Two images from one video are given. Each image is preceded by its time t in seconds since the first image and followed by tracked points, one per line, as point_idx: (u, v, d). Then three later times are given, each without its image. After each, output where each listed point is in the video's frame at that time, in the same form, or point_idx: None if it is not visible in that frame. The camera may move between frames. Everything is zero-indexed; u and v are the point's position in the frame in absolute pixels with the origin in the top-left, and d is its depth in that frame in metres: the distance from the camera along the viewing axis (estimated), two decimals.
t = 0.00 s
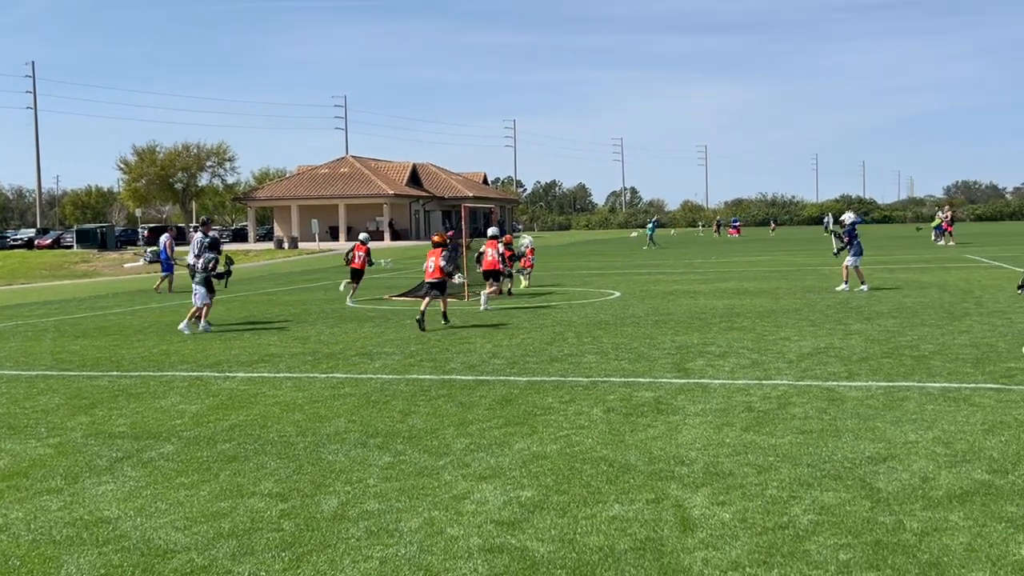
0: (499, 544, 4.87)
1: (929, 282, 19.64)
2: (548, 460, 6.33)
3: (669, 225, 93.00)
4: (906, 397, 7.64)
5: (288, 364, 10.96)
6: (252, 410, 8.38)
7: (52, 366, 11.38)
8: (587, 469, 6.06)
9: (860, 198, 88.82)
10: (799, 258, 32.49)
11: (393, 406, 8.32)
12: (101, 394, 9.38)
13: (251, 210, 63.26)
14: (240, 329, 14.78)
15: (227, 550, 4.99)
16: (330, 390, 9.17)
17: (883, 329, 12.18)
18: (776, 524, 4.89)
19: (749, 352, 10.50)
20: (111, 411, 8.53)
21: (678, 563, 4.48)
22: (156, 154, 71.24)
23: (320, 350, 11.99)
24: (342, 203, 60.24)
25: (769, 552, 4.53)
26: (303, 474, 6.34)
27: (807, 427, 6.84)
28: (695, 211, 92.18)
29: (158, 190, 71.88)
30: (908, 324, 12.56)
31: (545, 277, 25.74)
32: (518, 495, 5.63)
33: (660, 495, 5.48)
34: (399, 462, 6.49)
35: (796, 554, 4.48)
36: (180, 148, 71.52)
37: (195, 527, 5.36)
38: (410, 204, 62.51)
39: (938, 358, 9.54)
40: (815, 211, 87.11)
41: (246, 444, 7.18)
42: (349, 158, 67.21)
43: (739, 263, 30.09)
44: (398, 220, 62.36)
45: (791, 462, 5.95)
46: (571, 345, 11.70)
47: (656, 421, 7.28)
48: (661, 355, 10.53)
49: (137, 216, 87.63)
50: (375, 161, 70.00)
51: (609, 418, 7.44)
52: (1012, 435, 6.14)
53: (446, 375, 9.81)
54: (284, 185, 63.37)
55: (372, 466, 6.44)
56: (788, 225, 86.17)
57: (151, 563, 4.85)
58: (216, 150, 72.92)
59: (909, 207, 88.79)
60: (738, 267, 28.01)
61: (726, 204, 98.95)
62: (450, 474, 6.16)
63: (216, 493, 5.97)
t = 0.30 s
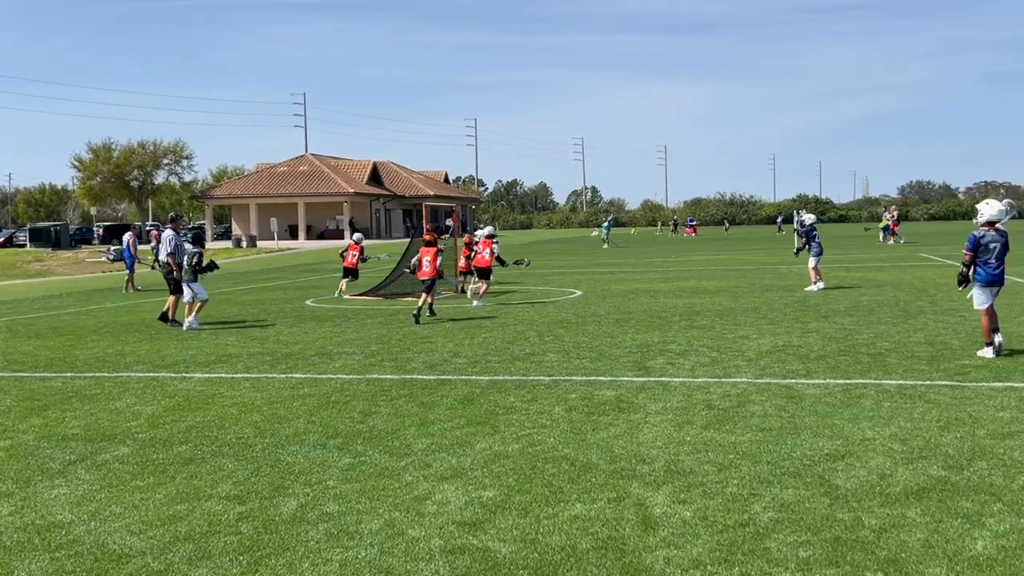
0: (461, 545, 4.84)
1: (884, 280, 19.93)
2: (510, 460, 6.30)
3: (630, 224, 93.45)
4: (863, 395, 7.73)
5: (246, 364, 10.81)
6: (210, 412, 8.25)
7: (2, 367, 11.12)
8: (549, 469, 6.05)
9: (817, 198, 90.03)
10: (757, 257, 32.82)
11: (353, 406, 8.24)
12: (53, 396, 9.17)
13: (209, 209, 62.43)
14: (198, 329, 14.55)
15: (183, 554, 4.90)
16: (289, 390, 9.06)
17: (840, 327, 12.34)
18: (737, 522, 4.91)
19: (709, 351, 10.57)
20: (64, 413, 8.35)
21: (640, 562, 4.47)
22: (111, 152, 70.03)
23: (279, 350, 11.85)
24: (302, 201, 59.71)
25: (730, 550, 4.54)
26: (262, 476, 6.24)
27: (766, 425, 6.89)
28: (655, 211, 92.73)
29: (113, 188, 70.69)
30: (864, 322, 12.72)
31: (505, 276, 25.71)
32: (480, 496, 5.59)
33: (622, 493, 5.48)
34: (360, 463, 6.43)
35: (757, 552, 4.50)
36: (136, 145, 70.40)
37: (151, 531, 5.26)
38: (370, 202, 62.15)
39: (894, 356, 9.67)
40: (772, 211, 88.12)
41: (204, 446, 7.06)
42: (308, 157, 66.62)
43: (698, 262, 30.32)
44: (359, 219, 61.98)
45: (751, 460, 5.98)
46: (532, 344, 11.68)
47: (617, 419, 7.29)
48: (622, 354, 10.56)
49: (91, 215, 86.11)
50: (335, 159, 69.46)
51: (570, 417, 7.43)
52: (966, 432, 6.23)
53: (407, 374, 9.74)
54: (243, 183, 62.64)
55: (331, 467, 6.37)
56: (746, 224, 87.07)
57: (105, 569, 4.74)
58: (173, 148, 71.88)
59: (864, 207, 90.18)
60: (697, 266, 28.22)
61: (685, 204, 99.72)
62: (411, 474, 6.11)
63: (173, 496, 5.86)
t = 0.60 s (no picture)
0: (422, 549, 4.78)
1: (840, 280, 20.19)
2: (472, 462, 6.26)
3: (590, 223, 93.73)
4: (822, 394, 7.81)
5: (203, 366, 10.63)
6: (165, 415, 8.09)
7: None
8: (511, 470, 6.01)
9: (774, 198, 91.12)
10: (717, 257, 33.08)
11: (312, 408, 8.13)
12: (3, 399, 8.93)
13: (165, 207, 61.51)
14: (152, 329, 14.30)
15: (138, 562, 4.78)
16: (247, 392, 8.92)
17: (798, 327, 12.46)
18: (699, 523, 4.91)
19: (670, 350, 10.61)
20: (14, 416, 8.14)
21: (602, 564, 4.45)
22: (64, 149, 68.69)
23: (237, 351, 11.68)
24: (260, 200, 59.06)
25: (693, 552, 4.54)
26: (219, 480, 6.13)
27: (728, 425, 6.92)
28: (614, 211, 93.11)
29: (66, 185, 69.34)
30: (821, 322, 12.86)
31: (466, 276, 25.62)
32: (441, 499, 5.54)
33: (584, 495, 5.47)
34: (319, 466, 6.34)
35: (719, 553, 4.50)
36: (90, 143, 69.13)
37: (104, 537, 5.13)
38: (329, 201, 61.65)
39: (851, 355, 9.77)
40: (730, 211, 88.99)
41: (159, 449, 6.92)
42: (266, 155, 65.91)
43: (658, 263, 30.51)
44: (318, 217, 61.46)
45: (712, 460, 6.00)
46: (494, 344, 11.63)
47: (579, 420, 7.27)
48: (583, 354, 10.55)
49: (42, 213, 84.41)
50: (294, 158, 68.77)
51: (533, 418, 7.40)
52: (923, 431, 6.31)
53: (367, 376, 9.64)
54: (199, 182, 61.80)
55: (290, 471, 6.27)
56: (705, 224, 87.82)
57: None
58: (128, 145, 70.70)
59: (820, 208, 91.44)
60: (657, 265, 28.36)
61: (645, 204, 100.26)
62: (371, 477, 6.04)
63: (127, 502, 5.73)
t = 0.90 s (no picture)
0: (384, 554, 4.72)
1: (800, 281, 20.40)
2: (435, 464, 6.20)
3: (553, 223, 93.91)
4: (783, 394, 7.86)
5: (160, 367, 10.45)
6: (121, 417, 7.93)
7: None
8: (475, 472, 5.97)
9: (735, 199, 91.98)
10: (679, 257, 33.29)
11: (273, 410, 8.02)
12: None
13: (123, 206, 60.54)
14: (109, 330, 14.04)
15: (92, 568, 4.67)
16: (205, 394, 8.78)
17: (758, 327, 12.55)
18: (663, 524, 4.90)
19: (633, 351, 10.63)
20: None
21: (567, 567, 4.42)
22: (18, 146, 67.38)
23: (196, 352, 11.51)
24: (220, 199, 58.36)
25: (657, 553, 4.53)
26: (176, 484, 6.01)
27: (691, 425, 6.94)
28: (577, 211, 93.40)
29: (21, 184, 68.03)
30: (781, 322, 13.00)
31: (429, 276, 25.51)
32: (404, 502, 5.48)
33: (548, 497, 5.44)
34: (279, 470, 6.24)
35: (683, 555, 4.50)
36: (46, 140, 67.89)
37: (57, 544, 5.00)
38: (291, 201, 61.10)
39: (811, 355, 9.86)
40: (692, 212, 89.70)
41: (115, 453, 6.77)
42: (226, 153, 65.15)
43: (620, 263, 30.64)
44: (279, 217, 60.88)
45: (676, 460, 6.00)
46: (457, 345, 11.58)
47: (543, 421, 7.25)
48: (546, 354, 10.54)
49: None
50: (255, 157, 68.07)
51: (496, 420, 7.36)
52: (883, 430, 6.37)
53: (329, 377, 9.53)
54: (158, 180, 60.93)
55: (249, 474, 6.17)
56: (668, 225, 88.41)
57: None
58: (85, 143, 69.54)
59: (779, 209, 92.47)
60: (620, 265, 28.47)
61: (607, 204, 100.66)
62: (332, 481, 5.96)
63: (81, 507, 5.59)
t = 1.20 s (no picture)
0: (353, 558, 4.66)
1: (767, 282, 20.56)
2: (404, 466, 6.15)
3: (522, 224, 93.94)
4: (751, 395, 7.89)
5: (124, 369, 10.28)
6: (84, 420, 7.78)
7: None
8: (444, 475, 5.92)
9: (701, 200, 92.74)
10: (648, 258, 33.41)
11: (239, 413, 7.92)
12: None
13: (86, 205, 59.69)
14: (71, 332, 13.81)
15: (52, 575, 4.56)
16: (170, 396, 8.66)
17: (726, 327, 12.62)
18: (633, 525, 4.89)
19: (602, 352, 10.64)
20: None
21: (536, 571, 4.39)
22: None
23: (160, 354, 11.34)
24: (186, 199, 57.71)
25: (627, 555, 4.52)
26: (140, 488, 5.90)
27: (661, 426, 6.95)
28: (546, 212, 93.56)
29: None
30: (749, 322, 13.10)
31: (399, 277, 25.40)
32: (372, 505, 5.42)
33: (517, 499, 5.41)
34: (246, 473, 6.15)
35: (653, 557, 4.49)
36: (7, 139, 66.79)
37: (16, 550, 4.89)
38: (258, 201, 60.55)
39: (778, 356, 9.93)
40: (660, 213, 90.22)
41: (77, 457, 6.64)
42: (192, 153, 64.45)
43: (589, 264, 30.72)
44: (246, 217, 60.34)
45: (646, 461, 6.00)
46: (426, 346, 11.52)
47: (513, 422, 7.22)
48: (516, 356, 10.50)
49: None
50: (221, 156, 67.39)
51: (465, 421, 7.32)
52: (850, 430, 6.42)
53: (296, 379, 9.43)
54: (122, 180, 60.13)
55: (215, 478, 6.07)
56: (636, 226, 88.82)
57: None
58: (48, 142, 68.50)
59: (746, 211, 93.25)
60: (589, 267, 28.50)
61: (576, 205, 101.06)
62: (300, 484, 5.88)
63: (42, 512, 5.47)
